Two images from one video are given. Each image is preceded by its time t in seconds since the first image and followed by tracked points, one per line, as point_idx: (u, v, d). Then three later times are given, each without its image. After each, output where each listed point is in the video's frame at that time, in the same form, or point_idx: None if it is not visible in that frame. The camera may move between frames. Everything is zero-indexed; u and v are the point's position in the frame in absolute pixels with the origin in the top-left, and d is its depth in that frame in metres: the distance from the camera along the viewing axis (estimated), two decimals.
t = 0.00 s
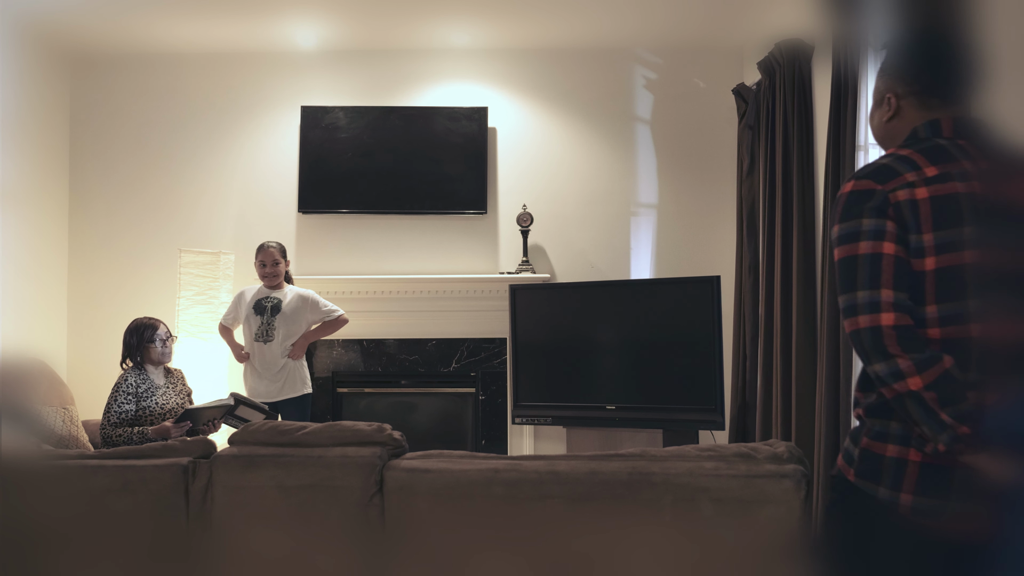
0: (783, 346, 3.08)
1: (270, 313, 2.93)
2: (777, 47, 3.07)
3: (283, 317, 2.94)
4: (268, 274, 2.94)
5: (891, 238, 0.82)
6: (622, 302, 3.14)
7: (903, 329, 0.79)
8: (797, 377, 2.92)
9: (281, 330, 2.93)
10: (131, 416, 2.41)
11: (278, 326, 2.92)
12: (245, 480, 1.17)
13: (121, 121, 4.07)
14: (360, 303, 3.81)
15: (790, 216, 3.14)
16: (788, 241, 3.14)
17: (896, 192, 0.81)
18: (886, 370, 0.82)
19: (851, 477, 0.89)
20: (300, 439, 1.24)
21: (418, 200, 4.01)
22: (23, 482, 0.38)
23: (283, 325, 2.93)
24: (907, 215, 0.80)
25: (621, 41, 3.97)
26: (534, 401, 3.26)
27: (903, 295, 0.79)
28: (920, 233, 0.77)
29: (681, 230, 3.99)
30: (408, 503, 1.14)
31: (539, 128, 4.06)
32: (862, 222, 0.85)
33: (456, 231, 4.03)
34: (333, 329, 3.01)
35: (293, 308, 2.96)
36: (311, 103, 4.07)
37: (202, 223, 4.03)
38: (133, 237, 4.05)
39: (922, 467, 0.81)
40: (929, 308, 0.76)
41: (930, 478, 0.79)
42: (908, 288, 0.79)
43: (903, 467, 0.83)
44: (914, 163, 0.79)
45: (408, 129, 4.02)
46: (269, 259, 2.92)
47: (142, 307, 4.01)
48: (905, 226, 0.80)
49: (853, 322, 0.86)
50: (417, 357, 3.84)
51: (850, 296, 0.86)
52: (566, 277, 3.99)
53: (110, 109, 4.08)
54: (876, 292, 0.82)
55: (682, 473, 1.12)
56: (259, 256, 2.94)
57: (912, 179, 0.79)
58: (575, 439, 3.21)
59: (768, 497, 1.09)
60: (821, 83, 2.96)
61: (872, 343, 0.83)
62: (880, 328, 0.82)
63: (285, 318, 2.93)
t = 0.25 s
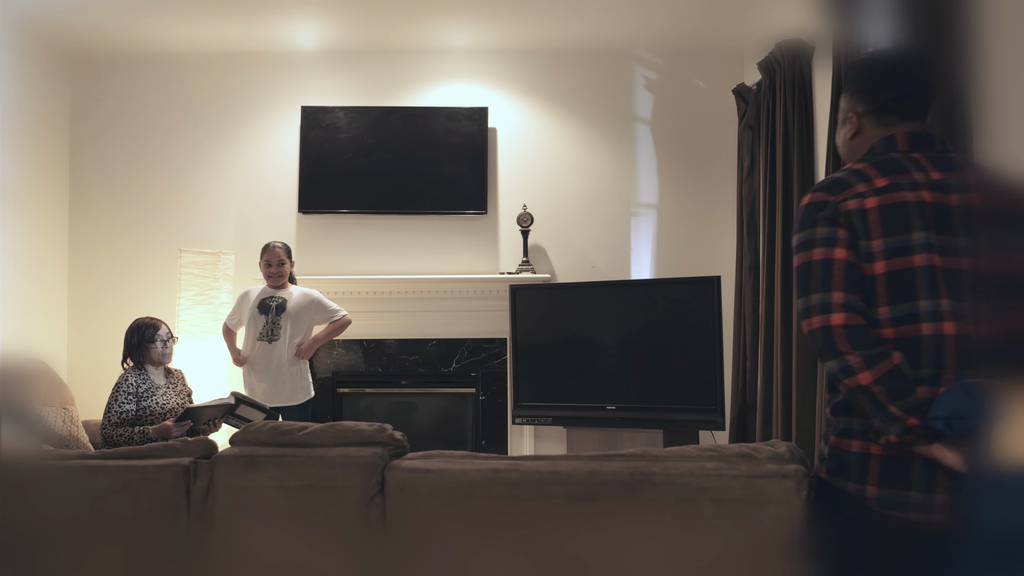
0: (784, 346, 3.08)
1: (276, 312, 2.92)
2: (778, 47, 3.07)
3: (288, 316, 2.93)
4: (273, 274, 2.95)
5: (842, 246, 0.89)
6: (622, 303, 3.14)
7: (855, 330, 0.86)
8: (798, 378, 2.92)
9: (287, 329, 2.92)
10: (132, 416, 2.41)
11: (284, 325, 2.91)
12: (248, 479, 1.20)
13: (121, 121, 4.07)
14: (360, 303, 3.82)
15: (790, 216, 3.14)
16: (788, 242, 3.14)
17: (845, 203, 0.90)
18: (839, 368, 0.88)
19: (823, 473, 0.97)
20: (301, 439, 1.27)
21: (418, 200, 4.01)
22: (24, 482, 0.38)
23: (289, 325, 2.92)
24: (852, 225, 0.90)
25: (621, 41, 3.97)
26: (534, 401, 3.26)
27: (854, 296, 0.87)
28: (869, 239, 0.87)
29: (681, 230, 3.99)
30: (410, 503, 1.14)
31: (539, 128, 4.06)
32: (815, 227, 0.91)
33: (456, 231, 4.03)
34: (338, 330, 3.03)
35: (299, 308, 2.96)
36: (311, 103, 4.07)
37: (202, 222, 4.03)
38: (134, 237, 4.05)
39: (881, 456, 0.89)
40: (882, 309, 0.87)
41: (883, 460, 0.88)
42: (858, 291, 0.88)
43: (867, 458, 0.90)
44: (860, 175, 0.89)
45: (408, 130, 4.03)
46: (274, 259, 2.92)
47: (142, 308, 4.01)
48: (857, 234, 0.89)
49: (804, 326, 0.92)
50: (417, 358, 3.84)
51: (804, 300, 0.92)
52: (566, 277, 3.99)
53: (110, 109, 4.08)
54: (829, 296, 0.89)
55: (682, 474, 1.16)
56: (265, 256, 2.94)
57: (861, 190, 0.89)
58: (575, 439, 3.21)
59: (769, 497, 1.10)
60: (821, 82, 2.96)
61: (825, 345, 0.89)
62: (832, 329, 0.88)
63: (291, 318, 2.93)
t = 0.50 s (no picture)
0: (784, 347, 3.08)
1: (279, 313, 2.91)
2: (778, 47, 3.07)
3: (291, 317, 2.92)
4: (277, 274, 2.95)
5: (784, 250, 1.05)
6: (622, 303, 3.14)
7: (797, 325, 1.02)
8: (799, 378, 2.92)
9: (290, 330, 2.91)
10: (132, 416, 2.41)
11: (287, 326, 2.90)
12: (250, 479, 1.20)
13: (121, 121, 4.07)
14: (360, 303, 3.82)
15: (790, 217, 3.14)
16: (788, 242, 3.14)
17: (786, 212, 1.06)
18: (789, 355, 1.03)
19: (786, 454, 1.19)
20: (303, 439, 1.27)
21: (418, 200, 4.01)
22: (23, 483, 0.38)
23: (292, 325, 2.91)
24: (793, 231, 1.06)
25: (621, 41, 3.97)
26: (535, 401, 3.26)
27: (797, 295, 1.03)
28: (810, 243, 1.04)
29: (681, 230, 3.99)
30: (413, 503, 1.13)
31: (539, 128, 4.06)
32: (761, 235, 1.07)
33: (456, 231, 4.03)
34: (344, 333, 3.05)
35: (302, 308, 2.96)
36: (311, 103, 4.07)
37: (202, 222, 4.03)
38: (134, 237, 4.05)
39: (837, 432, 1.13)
40: (828, 305, 1.03)
41: (839, 439, 1.13)
42: (802, 291, 1.04)
43: (827, 439, 1.14)
44: (799, 185, 1.07)
45: (408, 130, 4.03)
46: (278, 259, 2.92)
47: (142, 308, 4.01)
48: (799, 240, 1.05)
49: (755, 321, 1.06)
50: (417, 358, 3.84)
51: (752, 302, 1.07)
52: (566, 277, 3.99)
53: (110, 110, 4.08)
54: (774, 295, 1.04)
55: (684, 473, 1.16)
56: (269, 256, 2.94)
57: (800, 199, 1.05)
58: (575, 439, 3.21)
59: (770, 497, 1.10)
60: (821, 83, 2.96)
61: (768, 340, 1.05)
62: (776, 326, 1.04)
63: (294, 319, 2.92)
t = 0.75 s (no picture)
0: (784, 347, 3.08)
1: (281, 313, 2.92)
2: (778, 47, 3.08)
3: (294, 317, 2.93)
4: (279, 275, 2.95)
5: (756, 253, 1.23)
6: (622, 303, 3.14)
7: (769, 324, 1.19)
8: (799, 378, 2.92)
9: (293, 331, 2.92)
10: (131, 414, 2.42)
11: (291, 327, 2.91)
12: (250, 480, 1.16)
13: (121, 121, 4.07)
14: (361, 303, 3.82)
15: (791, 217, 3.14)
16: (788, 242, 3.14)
17: (758, 217, 1.25)
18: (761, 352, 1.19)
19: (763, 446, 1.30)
20: (303, 439, 1.24)
21: (419, 200, 4.01)
22: (22, 484, 0.38)
23: (295, 326, 2.92)
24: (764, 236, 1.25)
25: (621, 41, 3.97)
26: (535, 401, 3.26)
27: (768, 295, 1.21)
28: (780, 246, 1.23)
29: (681, 230, 3.99)
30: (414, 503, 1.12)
31: (539, 127, 4.06)
32: (735, 241, 1.25)
33: (456, 231, 4.03)
34: (345, 337, 3.06)
35: (304, 309, 2.97)
36: (311, 103, 4.07)
37: (202, 222, 4.03)
38: (134, 237, 4.05)
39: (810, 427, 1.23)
40: (798, 304, 1.21)
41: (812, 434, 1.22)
42: (773, 290, 1.22)
43: (800, 431, 1.25)
44: (771, 193, 1.26)
45: (408, 129, 4.03)
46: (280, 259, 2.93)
47: (141, 308, 4.01)
48: (770, 244, 1.24)
49: (732, 320, 1.22)
50: (418, 358, 3.84)
51: (729, 301, 1.24)
52: (566, 277, 3.99)
53: (110, 109, 4.09)
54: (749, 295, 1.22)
55: (685, 473, 1.12)
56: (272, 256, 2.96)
57: (771, 206, 1.24)
58: (575, 440, 3.21)
59: (772, 497, 1.08)
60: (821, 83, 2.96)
61: (742, 337, 1.22)
62: (750, 324, 1.21)
63: (297, 320, 2.93)
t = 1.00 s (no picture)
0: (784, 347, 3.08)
1: (284, 315, 2.91)
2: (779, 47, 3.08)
3: (297, 319, 2.93)
4: (279, 276, 2.96)
5: (755, 255, 1.23)
6: (622, 302, 3.14)
7: (767, 323, 1.19)
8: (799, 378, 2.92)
9: (296, 332, 2.92)
10: (126, 416, 2.42)
11: (293, 328, 2.91)
12: (253, 480, 1.17)
13: (121, 121, 4.07)
14: (361, 303, 3.82)
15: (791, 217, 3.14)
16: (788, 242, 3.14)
17: (756, 221, 1.25)
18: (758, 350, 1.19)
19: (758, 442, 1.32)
20: (305, 439, 1.25)
21: (419, 200, 4.01)
22: (25, 482, 0.38)
23: (297, 327, 2.92)
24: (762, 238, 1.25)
25: (621, 41, 3.97)
26: (535, 401, 3.26)
27: (766, 296, 1.21)
28: (777, 249, 1.23)
29: (682, 229, 3.99)
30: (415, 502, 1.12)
31: (539, 127, 4.06)
32: (733, 242, 1.25)
33: (456, 231, 4.03)
34: (344, 340, 3.04)
35: (305, 310, 2.97)
36: (311, 103, 4.07)
37: (201, 222, 4.03)
38: (134, 237, 4.05)
39: (804, 423, 1.26)
40: (793, 305, 1.22)
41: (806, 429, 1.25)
42: (771, 292, 1.22)
43: (794, 426, 1.28)
44: (768, 198, 1.26)
45: (409, 130, 4.03)
46: (281, 258, 2.94)
47: (141, 308, 4.00)
48: (768, 246, 1.24)
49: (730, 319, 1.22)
50: (418, 358, 3.84)
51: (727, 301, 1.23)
52: (566, 277, 3.99)
53: (110, 109, 4.08)
54: (747, 295, 1.21)
55: (687, 473, 1.14)
56: (272, 256, 2.97)
57: (768, 210, 1.25)
58: (576, 439, 3.21)
59: (774, 497, 1.10)
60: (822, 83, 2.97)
61: (742, 336, 1.21)
62: (749, 323, 1.21)
63: (299, 321, 2.93)
